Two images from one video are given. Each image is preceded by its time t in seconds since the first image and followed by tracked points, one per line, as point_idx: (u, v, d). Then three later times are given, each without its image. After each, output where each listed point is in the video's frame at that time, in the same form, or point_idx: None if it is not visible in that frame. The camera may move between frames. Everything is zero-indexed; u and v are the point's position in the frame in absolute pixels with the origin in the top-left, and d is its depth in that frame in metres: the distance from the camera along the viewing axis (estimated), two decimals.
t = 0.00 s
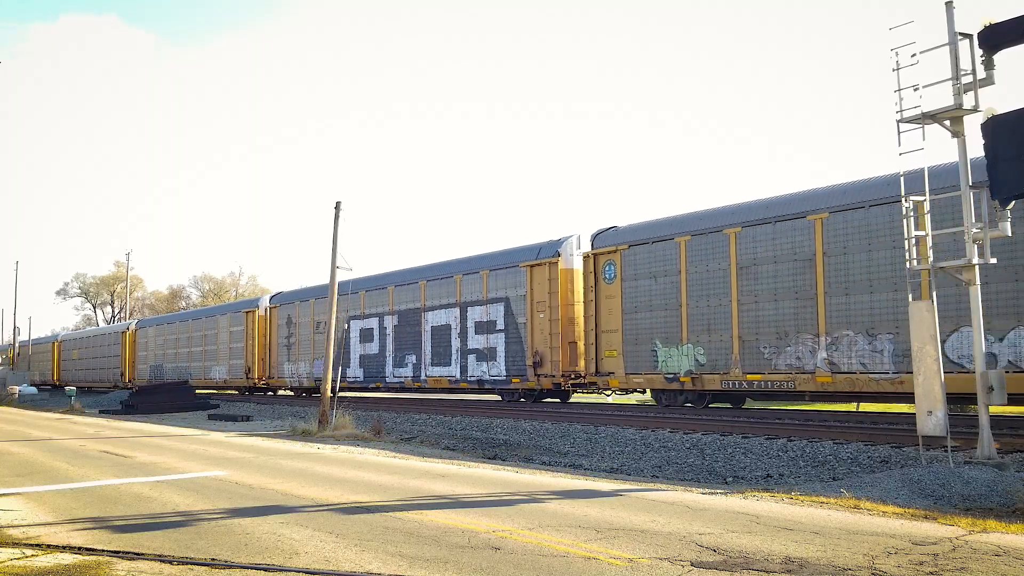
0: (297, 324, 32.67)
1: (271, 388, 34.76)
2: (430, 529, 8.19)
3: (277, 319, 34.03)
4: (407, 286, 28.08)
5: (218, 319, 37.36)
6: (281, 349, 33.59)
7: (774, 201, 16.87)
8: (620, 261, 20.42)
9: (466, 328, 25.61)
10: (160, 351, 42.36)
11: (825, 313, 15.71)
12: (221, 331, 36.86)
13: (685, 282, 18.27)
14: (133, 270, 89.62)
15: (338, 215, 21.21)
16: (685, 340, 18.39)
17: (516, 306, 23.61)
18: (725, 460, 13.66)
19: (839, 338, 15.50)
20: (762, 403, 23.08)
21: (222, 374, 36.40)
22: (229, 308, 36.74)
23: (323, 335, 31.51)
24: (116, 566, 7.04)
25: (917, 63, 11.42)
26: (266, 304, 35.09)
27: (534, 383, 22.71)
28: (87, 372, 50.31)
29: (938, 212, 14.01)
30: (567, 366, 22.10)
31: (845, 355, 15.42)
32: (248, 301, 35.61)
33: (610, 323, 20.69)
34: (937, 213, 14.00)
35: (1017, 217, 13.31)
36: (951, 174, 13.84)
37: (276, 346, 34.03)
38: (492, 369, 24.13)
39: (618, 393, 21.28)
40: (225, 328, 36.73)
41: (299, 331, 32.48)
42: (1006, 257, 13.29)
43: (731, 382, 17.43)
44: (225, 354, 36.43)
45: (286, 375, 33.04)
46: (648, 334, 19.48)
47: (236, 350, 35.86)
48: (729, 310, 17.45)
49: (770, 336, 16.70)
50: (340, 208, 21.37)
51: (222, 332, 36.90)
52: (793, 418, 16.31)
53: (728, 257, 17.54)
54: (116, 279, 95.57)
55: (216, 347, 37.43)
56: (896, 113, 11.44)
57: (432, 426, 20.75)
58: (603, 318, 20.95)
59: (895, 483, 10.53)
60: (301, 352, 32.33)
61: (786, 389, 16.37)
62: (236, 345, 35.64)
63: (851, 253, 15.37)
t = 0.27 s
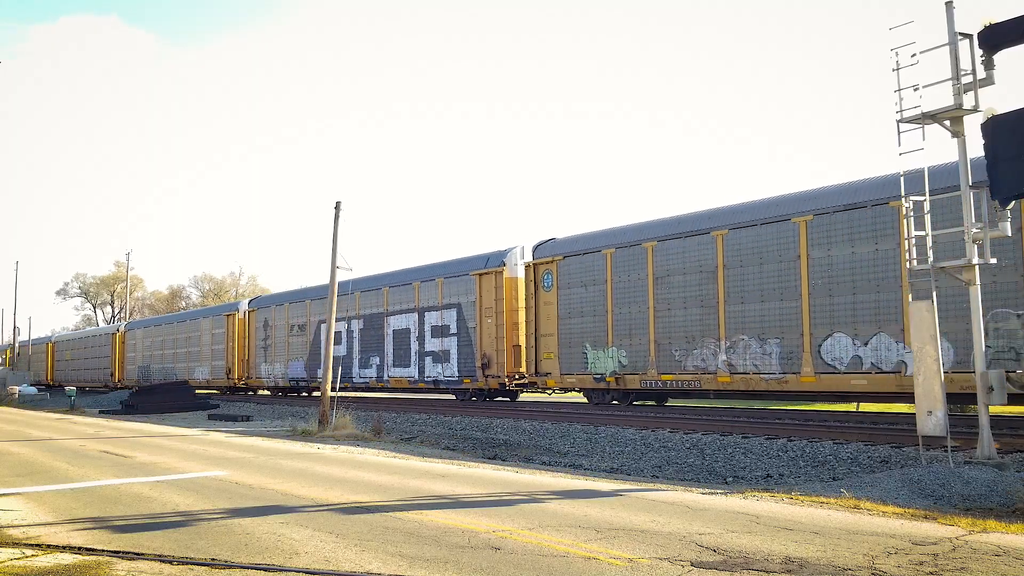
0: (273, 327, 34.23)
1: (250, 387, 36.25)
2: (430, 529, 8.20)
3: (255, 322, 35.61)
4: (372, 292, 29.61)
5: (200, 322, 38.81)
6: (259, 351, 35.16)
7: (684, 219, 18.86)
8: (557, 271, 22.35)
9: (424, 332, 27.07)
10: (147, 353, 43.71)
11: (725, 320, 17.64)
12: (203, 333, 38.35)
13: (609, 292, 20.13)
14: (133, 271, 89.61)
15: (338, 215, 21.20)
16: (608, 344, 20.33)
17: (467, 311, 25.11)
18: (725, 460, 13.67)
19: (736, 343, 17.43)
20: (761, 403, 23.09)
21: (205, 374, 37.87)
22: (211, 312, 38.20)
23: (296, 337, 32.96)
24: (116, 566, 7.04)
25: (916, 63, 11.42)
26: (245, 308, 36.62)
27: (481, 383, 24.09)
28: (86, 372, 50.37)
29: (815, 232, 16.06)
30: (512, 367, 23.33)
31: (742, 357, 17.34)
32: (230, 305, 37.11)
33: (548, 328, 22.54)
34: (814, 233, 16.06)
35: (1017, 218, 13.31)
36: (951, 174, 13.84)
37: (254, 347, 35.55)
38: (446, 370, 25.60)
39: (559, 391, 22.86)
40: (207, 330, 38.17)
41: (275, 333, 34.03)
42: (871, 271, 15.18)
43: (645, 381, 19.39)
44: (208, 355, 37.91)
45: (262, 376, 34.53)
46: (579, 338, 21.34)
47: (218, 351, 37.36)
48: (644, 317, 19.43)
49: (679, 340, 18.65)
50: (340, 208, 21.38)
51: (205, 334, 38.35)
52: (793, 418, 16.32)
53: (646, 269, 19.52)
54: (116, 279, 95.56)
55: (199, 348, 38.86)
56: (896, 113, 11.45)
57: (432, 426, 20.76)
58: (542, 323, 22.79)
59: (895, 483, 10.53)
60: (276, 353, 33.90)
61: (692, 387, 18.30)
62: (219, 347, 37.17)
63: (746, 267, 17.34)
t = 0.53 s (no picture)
0: (252, 330, 35.74)
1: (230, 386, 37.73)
2: (430, 529, 8.19)
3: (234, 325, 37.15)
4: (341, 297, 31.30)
5: (185, 324, 40.27)
6: (239, 352, 36.65)
7: (612, 232, 20.62)
8: (503, 279, 24.15)
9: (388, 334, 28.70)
10: (136, 354, 45.08)
11: (644, 325, 19.33)
12: (188, 335, 39.83)
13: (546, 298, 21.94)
14: (133, 271, 89.65)
15: (338, 215, 21.20)
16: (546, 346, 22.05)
17: (425, 316, 26.76)
18: (725, 460, 13.67)
19: (653, 346, 19.12)
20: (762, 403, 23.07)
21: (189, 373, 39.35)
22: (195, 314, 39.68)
23: (272, 339, 34.48)
24: (116, 566, 7.04)
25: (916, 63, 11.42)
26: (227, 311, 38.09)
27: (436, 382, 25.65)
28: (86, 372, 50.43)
29: (718, 246, 17.82)
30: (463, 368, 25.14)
31: (657, 359, 19.02)
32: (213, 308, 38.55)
33: (495, 332, 24.29)
34: (716, 247, 17.84)
35: (1017, 217, 13.31)
36: (951, 175, 13.84)
37: (234, 348, 37.04)
38: (405, 370, 27.14)
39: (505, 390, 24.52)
40: (191, 332, 39.65)
41: (254, 336, 35.57)
42: (764, 281, 16.99)
43: (575, 381, 21.11)
44: (193, 355, 39.44)
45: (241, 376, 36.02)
46: (521, 341, 23.05)
47: (201, 352, 38.84)
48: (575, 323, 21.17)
49: (604, 344, 20.36)
50: (340, 208, 21.38)
51: (189, 335, 39.83)
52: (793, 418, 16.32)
53: (577, 278, 21.30)
54: (116, 279, 95.57)
55: (184, 349, 40.32)
56: (896, 113, 11.45)
57: (432, 426, 20.75)
58: (490, 327, 24.49)
59: (895, 483, 10.53)
60: (255, 354, 35.44)
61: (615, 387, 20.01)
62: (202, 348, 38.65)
63: (662, 277, 19.07)
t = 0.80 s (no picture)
0: (230, 332, 36.90)
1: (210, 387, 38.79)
2: (430, 529, 8.19)
3: (214, 327, 38.29)
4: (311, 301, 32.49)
5: (167, 325, 41.33)
6: (218, 353, 37.77)
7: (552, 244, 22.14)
8: (456, 286, 25.43)
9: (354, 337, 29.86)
10: (123, 355, 46.08)
11: (575, 329, 20.85)
12: (170, 336, 40.90)
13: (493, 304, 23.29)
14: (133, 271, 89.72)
15: (338, 215, 21.21)
16: (492, 348, 23.45)
17: (388, 319, 27.95)
18: (725, 460, 13.66)
19: (584, 348, 20.60)
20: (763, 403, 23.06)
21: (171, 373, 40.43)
22: (177, 317, 40.77)
23: (249, 341, 35.62)
24: (116, 566, 7.04)
25: (917, 63, 11.41)
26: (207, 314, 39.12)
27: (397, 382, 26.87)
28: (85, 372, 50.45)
29: (639, 257, 19.31)
30: (422, 368, 26.18)
31: (588, 360, 20.50)
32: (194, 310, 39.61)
33: (449, 335, 25.57)
34: (637, 258, 19.35)
35: (1017, 217, 13.31)
36: (950, 175, 13.84)
37: (214, 350, 38.14)
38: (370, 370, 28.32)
39: (460, 390, 25.79)
40: (173, 333, 40.74)
41: (233, 338, 36.76)
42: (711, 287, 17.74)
43: (517, 381, 22.50)
44: (174, 356, 40.53)
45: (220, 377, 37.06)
46: (472, 344, 24.39)
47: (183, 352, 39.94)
48: (517, 327, 22.58)
49: (541, 347, 21.81)
50: (340, 208, 21.37)
51: (171, 337, 40.91)
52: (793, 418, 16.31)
53: (520, 285, 22.74)
54: (116, 279, 95.57)
55: (167, 350, 41.38)
56: (896, 113, 11.46)
57: (432, 426, 20.76)
58: (445, 330, 25.88)
59: (895, 482, 10.53)
60: (232, 355, 36.60)
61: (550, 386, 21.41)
62: (183, 349, 39.69)
63: (592, 286, 20.59)
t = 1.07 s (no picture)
0: (212, 334, 38.12)
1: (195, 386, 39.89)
2: (430, 529, 8.19)
3: (195, 329, 39.44)
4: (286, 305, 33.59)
5: (153, 327, 42.46)
6: (201, 354, 38.96)
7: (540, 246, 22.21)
8: (414, 292, 26.79)
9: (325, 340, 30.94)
10: (111, 357, 47.04)
11: (519, 332, 22.41)
12: (156, 338, 41.98)
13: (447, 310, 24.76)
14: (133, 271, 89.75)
15: (338, 215, 21.21)
16: (446, 350, 24.89)
17: (354, 323, 28.96)
18: (725, 460, 13.66)
19: (526, 350, 22.17)
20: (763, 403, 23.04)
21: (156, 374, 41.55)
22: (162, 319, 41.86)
23: (230, 343, 36.78)
24: (116, 566, 7.04)
25: (917, 63, 11.40)
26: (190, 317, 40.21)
27: (363, 383, 27.87)
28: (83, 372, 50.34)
29: (572, 266, 20.95)
30: (386, 370, 27.38)
31: (529, 362, 22.09)
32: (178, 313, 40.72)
33: (409, 338, 26.84)
34: (570, 268, 21.04)
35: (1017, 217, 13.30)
36: (950, 175, 13.84)
37: (196, 351, 39.31)
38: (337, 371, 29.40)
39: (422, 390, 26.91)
40: (158, 335, 41.84)
41: (214, 340, 37.94)
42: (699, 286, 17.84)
43: (469, 381, 23.94)
44: (159, 357, 41.67)
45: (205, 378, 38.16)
46: (428, 347, 25.73)
47: (167, 354, 41.08)
48: (468, 330, 24.04)
49: (489, 349, 23.31)
50: (340, 208, 21.37)
51: (156, 338, 41.98)
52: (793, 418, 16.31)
53: (469, 292, 24.29)
54: (116, 279, 95.58)
55: (153, 351, 42.46)
56: (896, 113, 11.46)
57: (432, 426, 20.76)
58: (405, 334, 27.01)
59: (895, 483, 10.52)
60: (214, 356, 37.85)
61: (496, 385, 22.92)
62: (168, 351, 40.79)
63: (533, 294, 22.20)
